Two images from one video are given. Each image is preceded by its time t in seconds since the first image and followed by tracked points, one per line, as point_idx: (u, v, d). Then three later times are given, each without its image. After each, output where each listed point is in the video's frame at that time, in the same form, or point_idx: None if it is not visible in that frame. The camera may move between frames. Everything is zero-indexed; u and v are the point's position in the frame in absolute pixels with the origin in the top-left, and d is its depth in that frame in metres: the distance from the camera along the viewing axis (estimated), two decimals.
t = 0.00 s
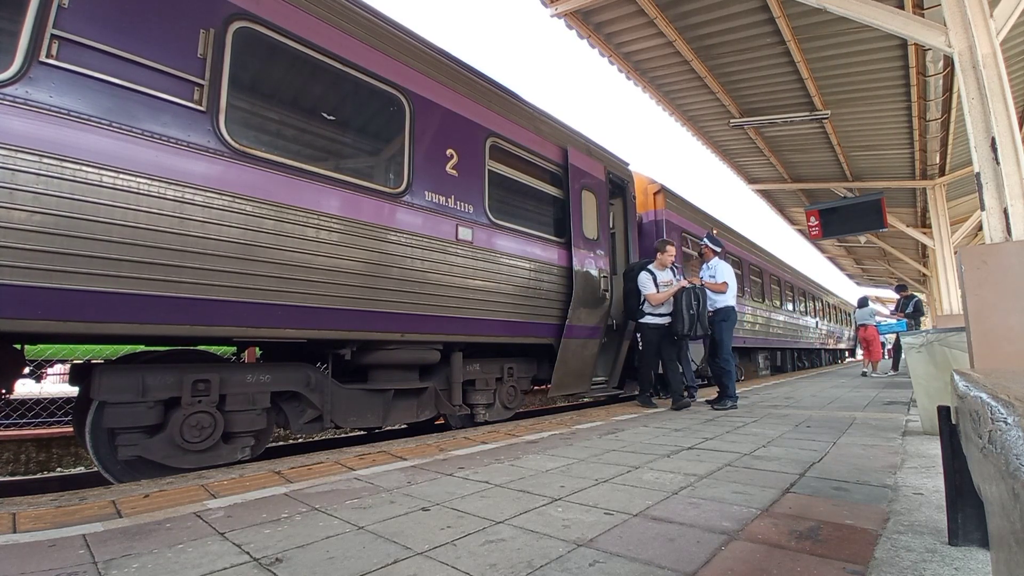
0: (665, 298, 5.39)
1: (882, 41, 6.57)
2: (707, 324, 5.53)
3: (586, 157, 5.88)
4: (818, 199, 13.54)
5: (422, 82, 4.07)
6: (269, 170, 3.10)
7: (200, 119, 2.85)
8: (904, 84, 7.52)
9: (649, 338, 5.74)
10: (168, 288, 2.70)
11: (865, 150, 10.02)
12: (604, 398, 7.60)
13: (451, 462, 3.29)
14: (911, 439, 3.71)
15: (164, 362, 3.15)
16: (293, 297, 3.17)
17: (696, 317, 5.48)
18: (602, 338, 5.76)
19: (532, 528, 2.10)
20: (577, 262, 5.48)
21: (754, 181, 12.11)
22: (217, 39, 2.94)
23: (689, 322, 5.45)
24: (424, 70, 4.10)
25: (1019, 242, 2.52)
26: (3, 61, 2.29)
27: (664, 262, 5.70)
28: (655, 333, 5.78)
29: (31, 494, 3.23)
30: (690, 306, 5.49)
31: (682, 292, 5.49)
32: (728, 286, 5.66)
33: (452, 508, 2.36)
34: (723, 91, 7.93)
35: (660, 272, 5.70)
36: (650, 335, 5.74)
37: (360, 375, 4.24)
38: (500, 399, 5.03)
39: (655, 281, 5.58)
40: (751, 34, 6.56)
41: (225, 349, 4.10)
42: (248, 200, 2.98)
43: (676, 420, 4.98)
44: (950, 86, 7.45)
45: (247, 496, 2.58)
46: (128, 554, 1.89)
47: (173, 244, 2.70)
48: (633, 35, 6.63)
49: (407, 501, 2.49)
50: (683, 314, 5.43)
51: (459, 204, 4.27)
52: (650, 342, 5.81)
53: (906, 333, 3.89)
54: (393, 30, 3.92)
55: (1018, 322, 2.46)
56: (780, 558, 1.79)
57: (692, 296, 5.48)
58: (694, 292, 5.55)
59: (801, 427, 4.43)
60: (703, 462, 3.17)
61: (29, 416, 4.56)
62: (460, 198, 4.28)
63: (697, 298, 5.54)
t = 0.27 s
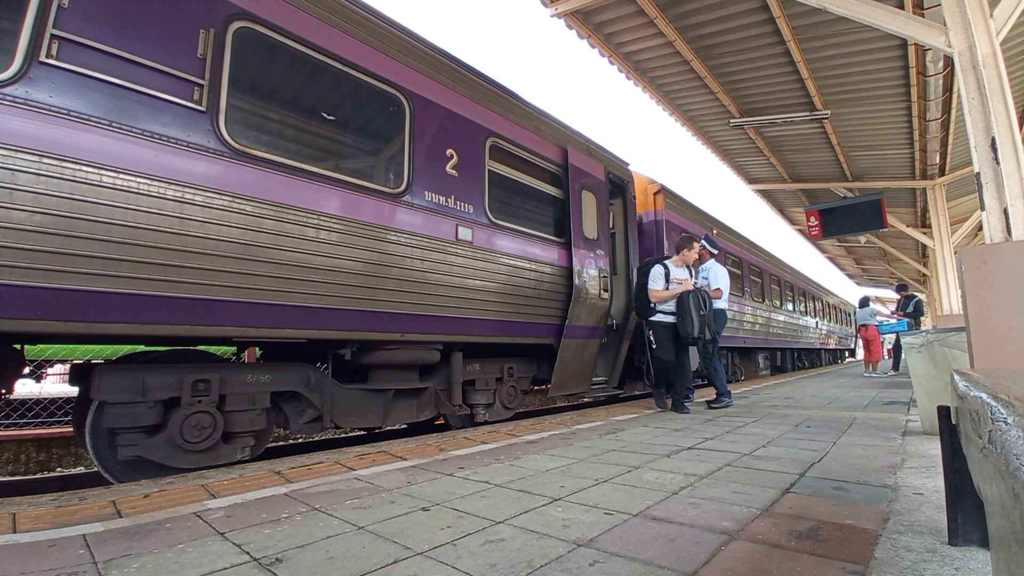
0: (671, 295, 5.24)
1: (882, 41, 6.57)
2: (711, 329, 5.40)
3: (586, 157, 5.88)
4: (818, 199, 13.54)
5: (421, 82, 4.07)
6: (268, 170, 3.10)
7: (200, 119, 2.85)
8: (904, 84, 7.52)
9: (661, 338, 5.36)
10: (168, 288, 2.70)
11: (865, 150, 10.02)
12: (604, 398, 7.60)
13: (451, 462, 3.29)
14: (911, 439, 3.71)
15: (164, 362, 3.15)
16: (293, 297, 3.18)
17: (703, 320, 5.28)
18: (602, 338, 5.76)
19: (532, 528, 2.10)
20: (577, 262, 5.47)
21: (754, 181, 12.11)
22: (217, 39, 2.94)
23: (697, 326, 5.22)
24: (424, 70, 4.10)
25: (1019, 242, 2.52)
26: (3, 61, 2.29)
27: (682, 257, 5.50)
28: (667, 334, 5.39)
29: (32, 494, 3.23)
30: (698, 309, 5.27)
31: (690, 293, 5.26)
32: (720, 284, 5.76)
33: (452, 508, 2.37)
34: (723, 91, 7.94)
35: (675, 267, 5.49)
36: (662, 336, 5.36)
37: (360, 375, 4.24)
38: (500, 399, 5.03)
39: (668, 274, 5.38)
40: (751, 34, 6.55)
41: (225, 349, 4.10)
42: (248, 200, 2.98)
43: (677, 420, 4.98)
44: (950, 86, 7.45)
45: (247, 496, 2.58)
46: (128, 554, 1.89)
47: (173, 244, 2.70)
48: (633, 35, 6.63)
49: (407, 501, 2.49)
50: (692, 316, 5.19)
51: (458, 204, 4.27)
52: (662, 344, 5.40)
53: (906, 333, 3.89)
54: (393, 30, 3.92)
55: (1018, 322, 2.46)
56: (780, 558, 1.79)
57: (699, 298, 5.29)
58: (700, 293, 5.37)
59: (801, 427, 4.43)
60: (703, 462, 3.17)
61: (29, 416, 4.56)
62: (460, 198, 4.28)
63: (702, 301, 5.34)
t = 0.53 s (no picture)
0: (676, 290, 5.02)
1: (882, 41, 6.57)
2: (720, 321, 5.21)
3: (586, 157, 5.88)
4: (818, 199, 13.55)
5: (421, 82, 4.07)
6: (268, 170, 3.10)
7: (200, 119, 2.85)
8: (904, 84, 7.52)
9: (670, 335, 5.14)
10: (168, 288, 2.70)
11: (865, 150, 10.02)
12: (604, 398, 7.60)
13: (451, 462, 3.29)
14: (911, 439, 3.71)
15: (164, 362, 3.15)
16: (293, 297, 3.17)
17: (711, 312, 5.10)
18: (602, 338, 5.76)
19: (532, 528, 2.10)
20: (577, 262, 5.48)
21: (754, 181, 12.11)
22: (216, 39, 2.94)
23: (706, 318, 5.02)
24: (424, 70, 4.10)
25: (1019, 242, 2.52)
26: (3, 61, 2.29)
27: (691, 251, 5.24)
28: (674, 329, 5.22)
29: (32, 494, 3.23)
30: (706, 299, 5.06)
31: (699, 283, 4.99)
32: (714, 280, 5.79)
33: (452, 508, 2.36)
34: (723, 91, 7.94)
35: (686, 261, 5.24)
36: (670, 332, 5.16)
37: (360, 375, 4.24)
38: (500, 399, 5.03)
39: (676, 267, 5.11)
40: (751, 34, 6.56)
41: (225, 349, 4.10)
42: (248, 200, 2.98)
43: (677, 420, 4.98)
44: (950, 86, 7.45)
45: (247, 496, 2.58)
46: (128, 554, 1.89)
47: (173, 244, 2.70)
48: (633, 35, 6.63)
49: (407, 501, 2.49)
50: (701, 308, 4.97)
51: (458, 204, 4.27)
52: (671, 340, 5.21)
53: (906, 333, 3.89)
54: (393, 30, 3.92)
55: (1018, 322, 2.45)
56: (780, 558, 1.79)
57: (707, 289, 5.08)
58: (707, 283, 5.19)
59: (801, 427, 4.43)
60: (703, 462, 3.17)
61: (29, 416, 4.56)
62: (460, 198, 4.28)
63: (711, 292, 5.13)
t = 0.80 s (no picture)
0: (686, 279, 4.46)
1: (882, 41, 6.57)
2: (746, 299, 4.60)
3: (586, 157, 5.88)
4: (818, 199, 13.55)
5: (421, 81, 4.06)
6: (268, 170, 3.10)
7: (200, 119, 2.85)
8: (904, 84, 7.52)
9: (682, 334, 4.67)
10: (168, 288, 2.70)
11: (866, 150, 10.01)
12: (604, 398, 7.60)
13: (451, 462, 3.29)
14: (911, 439, 3.71)
15: (164, 362, 3.15)
16: (293, 297, 3.17)
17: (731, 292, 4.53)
18: (602, 338, 5.75)
19: (532, 528, 2.10)
20: (577, 262, 5.47)
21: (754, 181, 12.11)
22: (216, 39, 2.94)
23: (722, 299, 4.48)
24: (424, 70, 4.10)
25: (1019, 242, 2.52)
26: (3, 61, 2.29)
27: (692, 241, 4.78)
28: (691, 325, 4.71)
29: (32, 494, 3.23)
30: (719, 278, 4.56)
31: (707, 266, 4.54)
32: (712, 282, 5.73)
33: (452, 508, 2.36)
34: (723, 91, 7.94)
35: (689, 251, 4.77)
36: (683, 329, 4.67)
37: (360, 375, 4.24)
38: (500, 399, 5.03)
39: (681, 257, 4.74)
40: (751, 34, 6.56)
41: (225, 349, 4.10)
42: (248, 200, 2.98)
43: (677, 420, 4.98)
44: (950, 86, 7.45)
45: (247, 496, 2.58)
46: (128, 554, 1.89)
47: (173, 244, 2.70)
48: (633, 35, 6.63)
49: (407, 501, 2.48)
50: (717, 289, 4.44)
51: (458, 204, 4.27)
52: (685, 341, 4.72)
53: (905, 333, 3.89)
54: (393, 30, 3.92)
55: (1018, 322, 2.45)
56: (780, 558, 1.79)
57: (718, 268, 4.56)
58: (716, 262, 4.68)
59: (801, 427, 4.42)
60: (703, 462, 3.17)
61: (29, 416, 4.56)
62: (460, 198, 4.28)
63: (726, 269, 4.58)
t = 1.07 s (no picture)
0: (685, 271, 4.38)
1: (882, 41, 6.57)
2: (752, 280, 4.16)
3: (586, 157, 5.88)
4: (818, 199, 13.55)
5: (421, 81, 4.06)
6: (268, 170, 3.10)
7: (200, 119, 2.85)
8: (904, 84, 7.52)
9: (689, 334, 4.61)
10: (168, 288, 2.70)
11: (866, 150, 10.01)
12: (604, 398, 7.60)
13: (450, 462, 3.28)
14: (911, 439, 3.71)
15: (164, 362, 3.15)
16: (293, 297, 3.17)
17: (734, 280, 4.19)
18: (602, 338, 5.75)
19: (532, 528, 2.10)
20: (577, 262, 5.47)
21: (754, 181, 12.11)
22: (216, 39, 2.94)
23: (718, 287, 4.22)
24: (424, 70, 4.10)
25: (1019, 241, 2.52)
26: (3, 61, 2.29)
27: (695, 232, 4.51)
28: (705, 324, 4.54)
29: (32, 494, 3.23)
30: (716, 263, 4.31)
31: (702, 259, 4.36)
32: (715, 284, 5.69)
33: (452, 508, 2.36)
34: (723, 91, 7.94)
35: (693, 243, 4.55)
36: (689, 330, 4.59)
37: (360, 375, 4.24)
38: (500, 399, 5.03)
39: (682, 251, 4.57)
40: (751, 34, 6.55)
41: (225, 349, 4.10)
42: (248, 200, 2.98)
43: (677, 420, 4.98)
44: (950, 86, 7.45)
45: (247, 496, 2.58)
46: (128, 554, 1.89)
47: (173, 244, 2.70)
48: (633, 35, 6.63)
49: (407, 501, 2.48)
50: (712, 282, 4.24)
51: (458, 204, 4.27)
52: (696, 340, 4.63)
53: (905, 333, 3.89)
54: (394, 30, 3.92)
55: (1018, 322, 2.45)
56: (780, 558, 1.79)
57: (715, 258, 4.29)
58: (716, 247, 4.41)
59: (801, 427, 4.42)
60: (703, 462, 3.17)
61: (29, 416, 4.56)
62: (460, 198, 4.28)
63: (723, 250, 4.30)
